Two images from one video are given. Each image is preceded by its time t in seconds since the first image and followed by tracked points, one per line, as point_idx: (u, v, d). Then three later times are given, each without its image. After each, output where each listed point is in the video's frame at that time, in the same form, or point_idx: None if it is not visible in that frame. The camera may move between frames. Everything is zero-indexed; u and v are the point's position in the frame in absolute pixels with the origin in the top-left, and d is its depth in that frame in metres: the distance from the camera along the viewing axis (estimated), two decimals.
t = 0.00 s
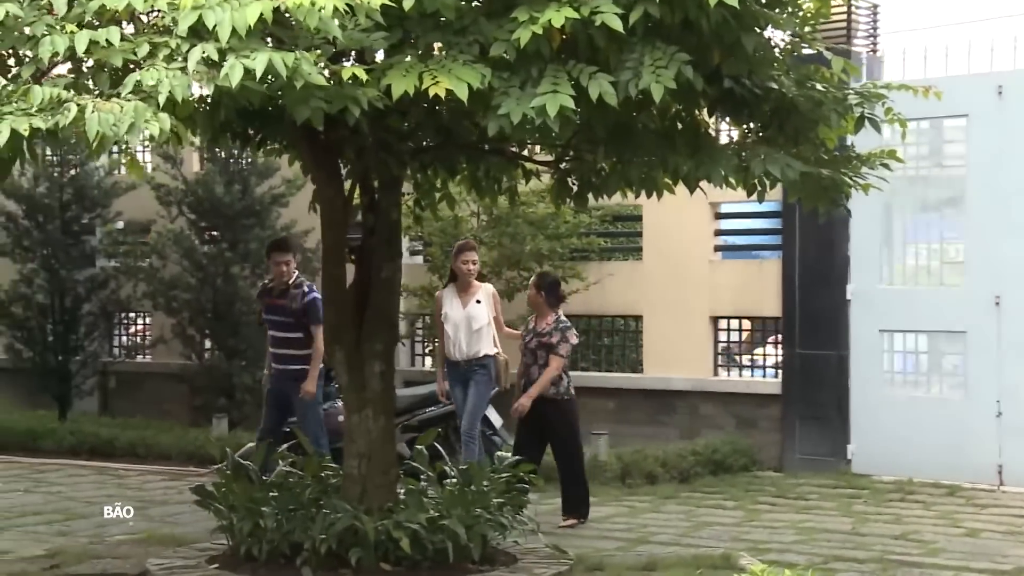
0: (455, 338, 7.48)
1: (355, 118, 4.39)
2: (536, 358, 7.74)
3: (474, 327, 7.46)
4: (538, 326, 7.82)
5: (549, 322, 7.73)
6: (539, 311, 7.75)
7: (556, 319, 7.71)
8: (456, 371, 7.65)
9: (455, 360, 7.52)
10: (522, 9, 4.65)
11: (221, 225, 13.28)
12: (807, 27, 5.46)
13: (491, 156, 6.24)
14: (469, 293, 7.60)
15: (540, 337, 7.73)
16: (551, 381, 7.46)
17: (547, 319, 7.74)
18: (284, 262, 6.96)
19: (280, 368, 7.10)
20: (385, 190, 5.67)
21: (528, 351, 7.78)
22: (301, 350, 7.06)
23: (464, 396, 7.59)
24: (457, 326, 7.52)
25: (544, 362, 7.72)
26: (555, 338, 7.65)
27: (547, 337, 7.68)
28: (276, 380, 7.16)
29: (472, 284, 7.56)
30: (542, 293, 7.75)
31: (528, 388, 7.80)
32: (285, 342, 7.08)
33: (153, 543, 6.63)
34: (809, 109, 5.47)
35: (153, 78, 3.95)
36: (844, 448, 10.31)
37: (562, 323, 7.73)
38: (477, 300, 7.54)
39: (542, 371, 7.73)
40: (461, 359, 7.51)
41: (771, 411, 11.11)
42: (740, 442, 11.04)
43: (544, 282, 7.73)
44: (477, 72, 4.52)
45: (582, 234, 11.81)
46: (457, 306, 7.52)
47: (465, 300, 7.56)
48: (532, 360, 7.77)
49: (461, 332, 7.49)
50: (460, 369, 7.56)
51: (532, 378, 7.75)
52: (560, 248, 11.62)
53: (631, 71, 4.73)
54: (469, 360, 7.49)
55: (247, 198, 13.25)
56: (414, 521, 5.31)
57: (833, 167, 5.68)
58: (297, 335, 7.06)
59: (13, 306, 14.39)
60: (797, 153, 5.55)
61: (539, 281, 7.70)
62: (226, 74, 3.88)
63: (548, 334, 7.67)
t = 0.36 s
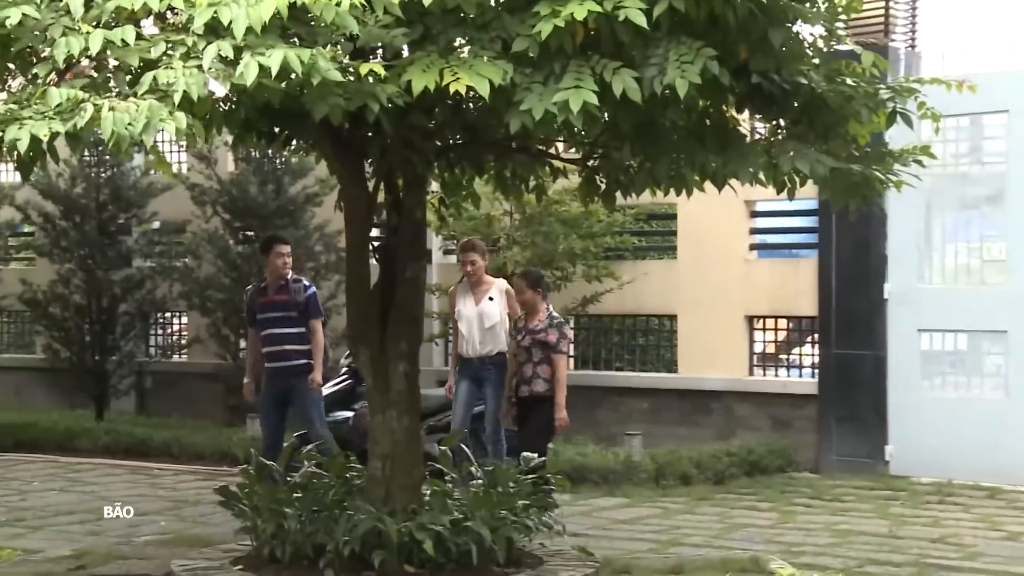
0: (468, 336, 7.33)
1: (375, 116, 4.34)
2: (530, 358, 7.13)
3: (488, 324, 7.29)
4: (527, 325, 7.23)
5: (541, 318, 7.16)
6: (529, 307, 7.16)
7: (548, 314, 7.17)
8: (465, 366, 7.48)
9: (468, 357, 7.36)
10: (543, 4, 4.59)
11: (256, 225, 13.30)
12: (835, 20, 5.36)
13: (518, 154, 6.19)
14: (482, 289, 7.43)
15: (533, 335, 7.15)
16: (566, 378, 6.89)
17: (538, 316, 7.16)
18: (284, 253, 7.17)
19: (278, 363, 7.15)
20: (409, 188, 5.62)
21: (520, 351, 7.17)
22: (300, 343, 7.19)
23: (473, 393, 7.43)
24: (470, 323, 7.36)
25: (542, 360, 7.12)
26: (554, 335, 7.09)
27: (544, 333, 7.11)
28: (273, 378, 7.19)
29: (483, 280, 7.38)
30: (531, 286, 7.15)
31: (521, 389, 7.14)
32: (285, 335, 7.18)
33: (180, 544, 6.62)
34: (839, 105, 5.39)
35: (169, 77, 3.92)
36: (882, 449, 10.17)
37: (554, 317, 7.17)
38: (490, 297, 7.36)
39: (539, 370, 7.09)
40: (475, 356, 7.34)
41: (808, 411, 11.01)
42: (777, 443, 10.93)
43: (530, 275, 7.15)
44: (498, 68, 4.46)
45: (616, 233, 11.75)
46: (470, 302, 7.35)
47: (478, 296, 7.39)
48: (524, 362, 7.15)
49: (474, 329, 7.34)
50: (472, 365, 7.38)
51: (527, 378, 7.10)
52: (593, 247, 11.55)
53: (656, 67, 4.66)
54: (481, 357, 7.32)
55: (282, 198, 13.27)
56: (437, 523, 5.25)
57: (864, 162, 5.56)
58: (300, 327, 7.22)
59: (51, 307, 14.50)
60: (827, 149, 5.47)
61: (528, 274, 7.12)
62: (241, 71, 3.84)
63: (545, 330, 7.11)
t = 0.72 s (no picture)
0: (465, 342, 7.46)
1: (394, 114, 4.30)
2: (530, 359, 7.19)
3: (484, 330, 7.40)
4: (526, 325, 7.29)
5: (542, 319, 7.22)
6: (531, 308, 7.22)
7: (548, 315, 7.24)
8: (464, 370, 7.64)
9: (465, 363, 7.51)
10: None
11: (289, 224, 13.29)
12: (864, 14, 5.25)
13: (546, 152, 6.12)
14: (480, 294, 7.54)
15: (533, 335, 7.21)
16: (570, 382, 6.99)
17: (540, 317, 7.23)
18: (289, 252, 7.27)
19: (286, 361, 7.23)
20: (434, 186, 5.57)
21: (520, 352, 7.23)
22: (310, 339, 7.31)
23: (470, 397, 7.59)
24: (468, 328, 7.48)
25: (542, 361, 7.17)
26: (555, 336, 7.15)
27: (545, 335, 7.18)
28: (283, 377, 7.25)
29: (479, 283, 7.44)
30: (533, 288, 7.21)
31: (520, 391, 7.24)
32: (295, 333, 7.29)
33: (206, 544, 6.61)
34: (870, 101, 5.27)
35: (186, 78, 3.88)
36: (920, 450, 10.03)
37: (555, 319, 7.23)
38: (488, 302, 7.46)
39: (539, 372, 7.16)
40: (473, 362, 7.49)
41: (844, 412, 10.88)
42: (813, 444, 10.81)
43: (531, 276, 7.20)
44: (519, 64, 4.40)
45: (650, 232, 11.66)
46: (468, 308, 7.47)
47: (476, 301, 7.50)
48: (523, 362, 7.21)
49: (471, 334, 7.46)
50: (469, 371, 7.54)
51: (527, 379, 7.18)
52: (627, 246, 11.46)
53: (681, 62, 4.58)
54: (478, 363, 7.47)
55: (315, 197, 13.26)
56: (461, 525, 5.19)
57: (897, 160, 5.45)
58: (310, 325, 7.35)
59: (89, 306, 14.59)
60: (857, 146, 5.37)
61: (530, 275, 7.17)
62: (257, 72, 3.80)
63: (546, 331, 7.18)
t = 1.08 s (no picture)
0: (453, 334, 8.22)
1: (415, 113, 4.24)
2: (530, 358, 7.29)
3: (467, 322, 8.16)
4: (526, 323, 7.31)
5: (541, 317, 7.23)
6: (529, 305, 7.21)
7: (547, 311, 7.23)
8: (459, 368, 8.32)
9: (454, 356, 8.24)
10: None
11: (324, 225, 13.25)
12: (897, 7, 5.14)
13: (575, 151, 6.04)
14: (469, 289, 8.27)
15: (532, 334, 7.25)
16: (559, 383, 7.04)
17: (538, 314, 7.23)
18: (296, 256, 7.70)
19: (299, 362, 7.75)
20: (460, 186, 5.51)
21: (520, 350, 7.32)
22: (324, 341, 7.78)
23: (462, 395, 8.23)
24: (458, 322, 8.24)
25: (541, 359, 7.28)
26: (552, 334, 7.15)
27: (542, 333, 7.19)
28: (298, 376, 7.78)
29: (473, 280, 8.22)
30: (530, 285, 7.19)
31: (524, 391, 7.37)
32: (307, 336, 7.77)
33: (235, 546, 6.59)
34: (903, 96, 5.16)
35: (203, 78, 3.84)
36: (963, 453, 9.87)
37: (555, 316, 7.22)
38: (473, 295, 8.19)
39: (539, 371, 7.27)
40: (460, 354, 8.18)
41: (884, 414, 10.73)
42: (852, 446, 10.67)
43: (528, 273, 7.19)
44: (541, 62, 4.33)
45: (687, 232, 11.56)
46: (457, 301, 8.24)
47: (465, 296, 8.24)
48: (524, 360, 7.32)
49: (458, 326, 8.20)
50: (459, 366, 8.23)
51: (526, 378, 7.32)
52: (664, 246, 11.35)
53: (706, 58, 4.49)
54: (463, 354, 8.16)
55: (351, 198, 13.23)
56: (486, 529, 5.13)
57: (931, 157, 5.33)
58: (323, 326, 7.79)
59: (127, 307, 14.64)
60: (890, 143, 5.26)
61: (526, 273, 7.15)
62: (273, 73, 3.75)
63: (544, 330, 7.19)
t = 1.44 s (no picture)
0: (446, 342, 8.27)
1: (433, 111, 4.19)
2: (513, 357, 7.10)
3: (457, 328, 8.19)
4: (511, 322, 7.15)
5: (526, 316, 7.09)
6: (515, 304, 7.05)
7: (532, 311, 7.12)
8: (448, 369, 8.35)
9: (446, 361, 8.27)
10: None
11: (358, 224, 13.20)
12: None
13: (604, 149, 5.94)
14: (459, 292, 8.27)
15: (518, 332, 7.09)
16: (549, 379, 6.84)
17: (524, 313, 7.08)
18: (308, 259, 7.60)
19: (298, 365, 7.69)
20: (483, 184, 5.43)
21: (503, 349, 7.13)
22: (322, 349, 7.63)
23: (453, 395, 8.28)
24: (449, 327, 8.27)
25: (525, 358, 7.10)
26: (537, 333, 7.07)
27: (529, 332, 7.06)
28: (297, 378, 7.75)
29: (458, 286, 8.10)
30: (517, 284, 7.03)
31: (506, 392, 7.13)
32: (309, 339, 7.67)
33: (262, 546, 6.56)
34: (935, 91, 5.02)
35: (215, 75, 3.80)
36: (1004, 455, 9.72)
37: (539, 314, 7.10)
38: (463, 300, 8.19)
39: (524, 371, 7.08)
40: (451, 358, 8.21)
41: (924, 414, 10.59)
42: (892, 447, 10.51)
43: (517, 271, 7.02)
44: (561, 58, 4.24)
45: (722, 230, 11.44)
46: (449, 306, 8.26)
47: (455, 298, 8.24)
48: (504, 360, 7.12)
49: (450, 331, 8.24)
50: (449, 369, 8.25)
51: (510, 377, 7.10)
52: (699, 245, 11.23)
53: (730, 52, 4.40)
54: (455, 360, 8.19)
55: (385, 198, 13.19)
56: (509, 530, 5.06)
57: (966, 153, 5.19)
58: (321, 335, 7.64)
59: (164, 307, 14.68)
60: (923, 139, 5.12)
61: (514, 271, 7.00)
62: (285, 69, 3.71)
63: (529, 329, 7.06)
